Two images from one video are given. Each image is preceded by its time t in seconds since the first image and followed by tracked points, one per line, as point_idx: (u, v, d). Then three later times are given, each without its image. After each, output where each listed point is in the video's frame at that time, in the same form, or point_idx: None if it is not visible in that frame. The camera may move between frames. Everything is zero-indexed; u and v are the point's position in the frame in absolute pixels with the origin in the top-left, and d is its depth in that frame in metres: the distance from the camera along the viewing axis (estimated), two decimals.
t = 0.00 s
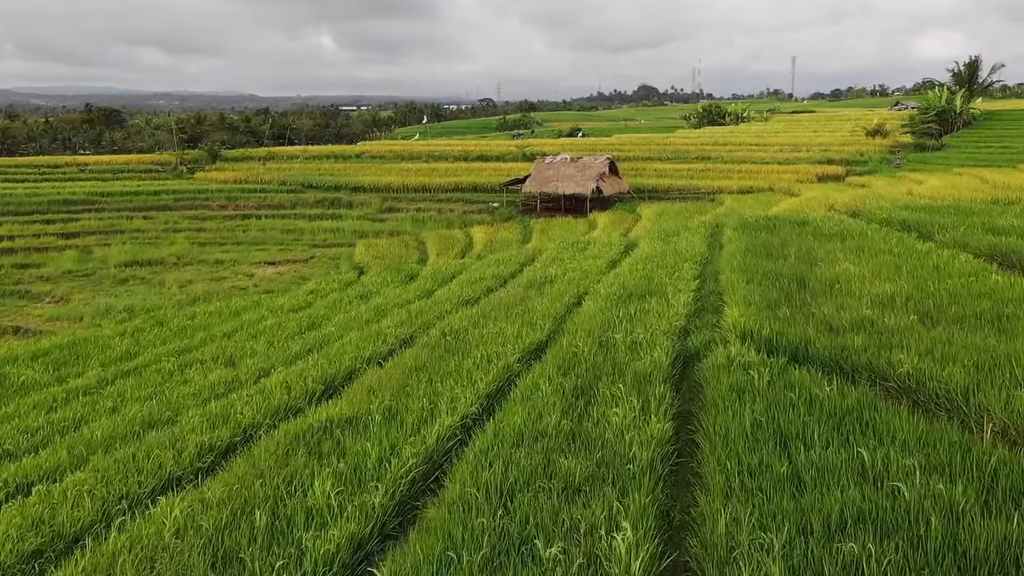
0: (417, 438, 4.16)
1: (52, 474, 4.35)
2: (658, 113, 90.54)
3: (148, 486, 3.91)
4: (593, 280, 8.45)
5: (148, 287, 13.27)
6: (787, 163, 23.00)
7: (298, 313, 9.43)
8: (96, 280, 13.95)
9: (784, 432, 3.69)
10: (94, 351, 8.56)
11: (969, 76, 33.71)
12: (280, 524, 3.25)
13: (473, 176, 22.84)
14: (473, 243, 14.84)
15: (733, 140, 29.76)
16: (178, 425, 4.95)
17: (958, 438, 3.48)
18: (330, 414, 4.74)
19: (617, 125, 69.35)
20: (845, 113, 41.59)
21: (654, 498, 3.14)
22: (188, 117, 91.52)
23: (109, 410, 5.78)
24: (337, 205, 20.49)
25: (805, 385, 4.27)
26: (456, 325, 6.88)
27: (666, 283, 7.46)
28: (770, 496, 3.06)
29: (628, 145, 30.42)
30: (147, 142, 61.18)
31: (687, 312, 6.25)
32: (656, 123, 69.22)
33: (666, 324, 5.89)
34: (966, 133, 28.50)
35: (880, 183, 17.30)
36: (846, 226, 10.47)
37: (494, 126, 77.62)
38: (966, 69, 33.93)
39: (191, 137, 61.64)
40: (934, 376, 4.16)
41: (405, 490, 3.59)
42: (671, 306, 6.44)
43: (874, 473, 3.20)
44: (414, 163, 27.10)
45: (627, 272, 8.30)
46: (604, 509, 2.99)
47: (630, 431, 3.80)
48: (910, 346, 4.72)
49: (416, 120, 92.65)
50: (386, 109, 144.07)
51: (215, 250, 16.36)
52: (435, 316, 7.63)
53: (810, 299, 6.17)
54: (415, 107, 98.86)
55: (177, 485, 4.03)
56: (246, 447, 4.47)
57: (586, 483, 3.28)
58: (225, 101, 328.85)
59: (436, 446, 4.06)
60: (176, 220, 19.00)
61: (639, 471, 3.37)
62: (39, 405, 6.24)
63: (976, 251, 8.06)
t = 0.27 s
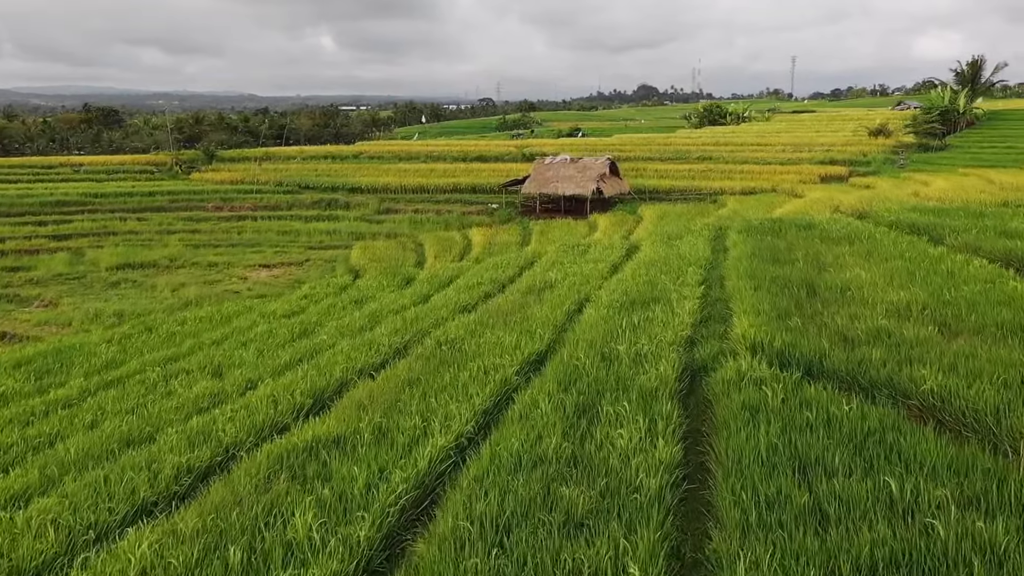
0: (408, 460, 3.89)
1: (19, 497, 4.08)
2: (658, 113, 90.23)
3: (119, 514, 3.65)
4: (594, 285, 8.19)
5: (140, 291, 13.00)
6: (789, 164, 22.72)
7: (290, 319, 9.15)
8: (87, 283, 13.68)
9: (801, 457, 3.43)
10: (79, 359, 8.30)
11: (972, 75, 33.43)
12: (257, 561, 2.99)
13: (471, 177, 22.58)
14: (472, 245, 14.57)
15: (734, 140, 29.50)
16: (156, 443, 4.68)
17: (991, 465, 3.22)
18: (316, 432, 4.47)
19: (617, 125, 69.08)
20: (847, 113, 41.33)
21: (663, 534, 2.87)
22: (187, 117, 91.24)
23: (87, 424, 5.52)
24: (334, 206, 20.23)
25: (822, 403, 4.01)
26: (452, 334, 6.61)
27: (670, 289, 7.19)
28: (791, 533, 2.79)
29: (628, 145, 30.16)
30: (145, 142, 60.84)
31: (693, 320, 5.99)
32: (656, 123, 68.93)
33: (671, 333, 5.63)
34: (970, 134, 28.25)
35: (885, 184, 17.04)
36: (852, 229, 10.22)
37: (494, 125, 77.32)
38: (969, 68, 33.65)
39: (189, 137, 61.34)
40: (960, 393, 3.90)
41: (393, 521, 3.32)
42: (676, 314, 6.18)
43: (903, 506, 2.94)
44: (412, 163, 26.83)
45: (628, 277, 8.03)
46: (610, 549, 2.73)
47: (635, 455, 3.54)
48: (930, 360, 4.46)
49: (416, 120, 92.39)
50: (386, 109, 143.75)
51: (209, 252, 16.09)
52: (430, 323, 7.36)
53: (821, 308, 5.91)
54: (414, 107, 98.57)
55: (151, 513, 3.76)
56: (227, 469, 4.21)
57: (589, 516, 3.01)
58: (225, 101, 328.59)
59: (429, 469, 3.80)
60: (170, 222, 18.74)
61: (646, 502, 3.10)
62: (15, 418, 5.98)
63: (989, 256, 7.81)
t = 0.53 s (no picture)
0: (395, 491, 3.59)
1: None
2: (658, 113, 89.91)
3: (80, 551, 3.36)
4: (595, 292, 7.91)
5: (129, 296, 12.70)
6: (792, 165, 22.42)
7: (281, 327, 8.85)
8: (75, 287, 13.37)
9: (825, 491, 3.13)
10: (61, 369, 8.00)
11: (975, 75, 33.11)
12: None
13: (470, 178, 22.28)
14: (470, 248, 14.27)
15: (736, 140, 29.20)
16: (128, 467, 4.38)
17: None
18: (298, 456, 4.17)
19: (617, 125, 68.75)
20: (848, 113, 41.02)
21: None
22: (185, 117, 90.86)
23: (60, 443, 5.22)
24: (330, 208, 19.92)
25: (843, 427, 3.71)
26: (447, 345, 6.31)
27: (675, 297, 6.91)
28: None
29: (629, 145, 29.86)
30: (142, 142, 60.48)
31: (700, 332, 5.69)
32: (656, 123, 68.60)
33: (678, 347, 5.32)
34: (974, 134, 27.97)
35: (891, 185, 16.75)
36: (860, 233, 9.94)
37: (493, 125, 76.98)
38: (973, 68, 33.32)
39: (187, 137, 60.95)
40: (994, 417, 3.60)
41: (377, 562, 3.02)
42: (682, 325, 5.89)
43: (942, 551, 2.64)
44: (410, 164, 26.52)
45: (631, 283, 7.74)
46: None
47: (642, 488, 3.24)
48: (957, 378, 4.16)
49: (415, 120, 92.03)
50: (386, 109, 143.20)
51: (202, 255, 15.79)
52: (425, 332, 7.06)
53: (835, 319, 5.61)
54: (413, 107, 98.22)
55: (116, 550, 3.46)
56: (202, 498, 3.91)
57: (593, 562, 2.71)
58: (224, 101, 328.26)
59: (417, 501, 3.50)
60: (163, 224, 18.42)
61: (656, 544, 2.80)
62: None
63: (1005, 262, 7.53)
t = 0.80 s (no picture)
0: (380, 528, 3.28)
1: None
2: (658, 113, 89.60)
3: None
4: (596, 300, 7.63)
5: (118, 300, 12.40)
6: (795, 166, 22.11)
7: (271, 335, 8.55)
8: (64, 291, 13.06)
9: (853, 534, 2.82)
10: (42, 379, 7.71)
11: (979, 75, 32.77)
12: None
13: (468, 179, 21.99)
14: (468, 252, 13.97)
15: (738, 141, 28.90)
16: (96, 495, 4.08)
17: None
18: (277, 484, 3.87)
19: (617, 125, 68.42)
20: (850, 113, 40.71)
21: None
22: (183, 117, 90.46)
23: (29, 464, 4.92)
24: (326, 210, 19.62)
25: (868, 457, 3.41)
26: (441, 358, 6.01)
27: (680, 306, 6.60)
28: None
29: (629, 146, 29.56)
30: (140, 142, 60.13)
31: (708, 345, 5.39)
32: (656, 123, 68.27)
33: (684, 362, 5.02)
34: (978, 134, 27.67)
35: (896, 187, 16.47)
36: (869, 237, 9.66)
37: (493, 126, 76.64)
38: (976, 68, 33.01)
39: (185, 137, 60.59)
40: None
41: None
42: (688, 338, 5.59)
43: None
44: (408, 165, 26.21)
45: (633, 291, 7.44)
46: None
47: (651, 528, 2.93)
48: (988, 400, 3.85)
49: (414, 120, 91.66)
50: (385, 109, 142.81)
51: (195, 258, 15.49)
52: (418, 343, 6.76)
53: (850, 331, 5.31)
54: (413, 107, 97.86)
55: None
56: (172, 533, 3.60)
57: None
58: (223, 101, 327.86)
59: (405, 539, 3.20)
60: (156, 226, 18.11)
61: None
62: None
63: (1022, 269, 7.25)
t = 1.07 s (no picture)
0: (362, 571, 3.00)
1: None
2: (658, 112, 89.33)
3: None
4: (597, 308, 7.38)
5: (108, 305, 12.12)
6: (797, 167, 21.85)
7: (261, 344, 8.28)
8: (53, 296, 12.78)
9: None
10: (23, 389, 7.43)
11: (982, 75, 32.48)
12: None
13: (467, 181, 21.72)
14: (466, 256, 13.70)
15: (738, 141, 28.63)
16: (63, 526, 3.80)
17: None
18: (256, 516, 3.59)
19: (617, 124, 68.14)
20: (852, 114, 40.42)
21: None
22: (181, 117, 90.17)
23: None
24: (322, 212, 19.35)
25: (895, 490, 3.14)
26: (435, 372, 5.74)
27: (684, 316, 6.33)
28: None
29: (629, 147, 29.31)
30: (137, 143, 59.84)
31: (715, 360, 5.13)
32: (656, 123, 67.95)
33: (693, 378, 4.74)
34: (981, 135, 27.43)
35: (901, 189, 16.22)
36: (877, 242, 9.42)
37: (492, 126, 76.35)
38: (979, 68, 32.78)
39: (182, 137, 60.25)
40: None
41: None
42: (695, 352, 5.31)
43: None
44: (406, 166, 25.94)
45: (635, 300, 7.17)
46: None
47: None
48: None
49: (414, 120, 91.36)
50: (385, 109, 142.50)
51: (188, 262, 15.21)
52: (412, 354, 6.49)
53: (866, 346, 5.04)
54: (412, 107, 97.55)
55: None
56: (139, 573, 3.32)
57: None
58: (222, 101, 327.19)
59: None
60: (150, 228, 17.84)
61: None
62: None
63: None
